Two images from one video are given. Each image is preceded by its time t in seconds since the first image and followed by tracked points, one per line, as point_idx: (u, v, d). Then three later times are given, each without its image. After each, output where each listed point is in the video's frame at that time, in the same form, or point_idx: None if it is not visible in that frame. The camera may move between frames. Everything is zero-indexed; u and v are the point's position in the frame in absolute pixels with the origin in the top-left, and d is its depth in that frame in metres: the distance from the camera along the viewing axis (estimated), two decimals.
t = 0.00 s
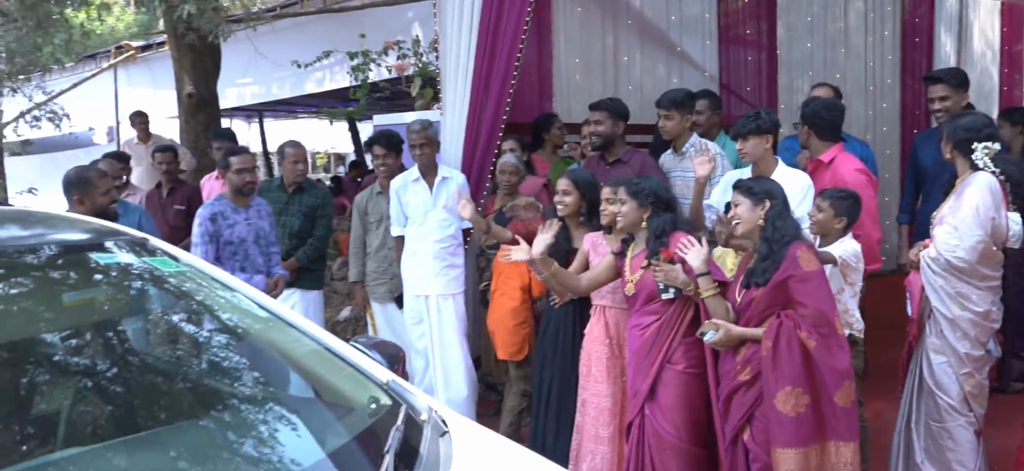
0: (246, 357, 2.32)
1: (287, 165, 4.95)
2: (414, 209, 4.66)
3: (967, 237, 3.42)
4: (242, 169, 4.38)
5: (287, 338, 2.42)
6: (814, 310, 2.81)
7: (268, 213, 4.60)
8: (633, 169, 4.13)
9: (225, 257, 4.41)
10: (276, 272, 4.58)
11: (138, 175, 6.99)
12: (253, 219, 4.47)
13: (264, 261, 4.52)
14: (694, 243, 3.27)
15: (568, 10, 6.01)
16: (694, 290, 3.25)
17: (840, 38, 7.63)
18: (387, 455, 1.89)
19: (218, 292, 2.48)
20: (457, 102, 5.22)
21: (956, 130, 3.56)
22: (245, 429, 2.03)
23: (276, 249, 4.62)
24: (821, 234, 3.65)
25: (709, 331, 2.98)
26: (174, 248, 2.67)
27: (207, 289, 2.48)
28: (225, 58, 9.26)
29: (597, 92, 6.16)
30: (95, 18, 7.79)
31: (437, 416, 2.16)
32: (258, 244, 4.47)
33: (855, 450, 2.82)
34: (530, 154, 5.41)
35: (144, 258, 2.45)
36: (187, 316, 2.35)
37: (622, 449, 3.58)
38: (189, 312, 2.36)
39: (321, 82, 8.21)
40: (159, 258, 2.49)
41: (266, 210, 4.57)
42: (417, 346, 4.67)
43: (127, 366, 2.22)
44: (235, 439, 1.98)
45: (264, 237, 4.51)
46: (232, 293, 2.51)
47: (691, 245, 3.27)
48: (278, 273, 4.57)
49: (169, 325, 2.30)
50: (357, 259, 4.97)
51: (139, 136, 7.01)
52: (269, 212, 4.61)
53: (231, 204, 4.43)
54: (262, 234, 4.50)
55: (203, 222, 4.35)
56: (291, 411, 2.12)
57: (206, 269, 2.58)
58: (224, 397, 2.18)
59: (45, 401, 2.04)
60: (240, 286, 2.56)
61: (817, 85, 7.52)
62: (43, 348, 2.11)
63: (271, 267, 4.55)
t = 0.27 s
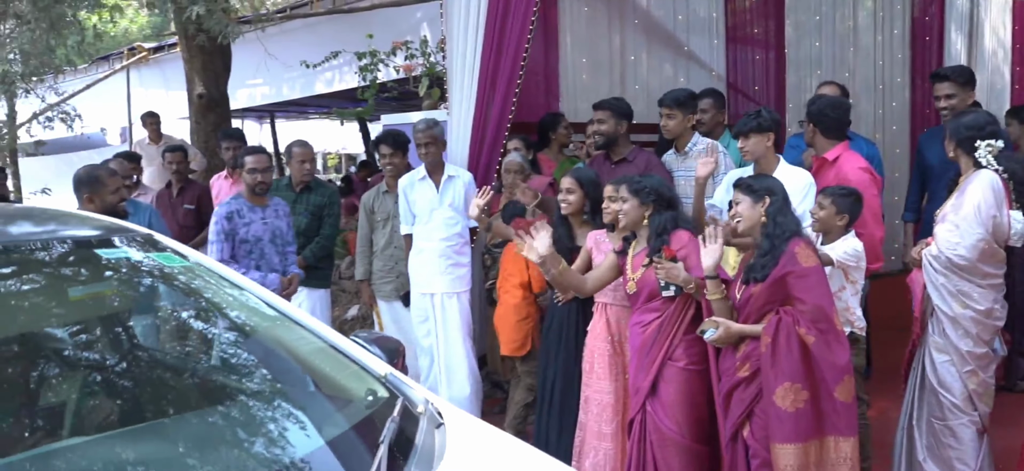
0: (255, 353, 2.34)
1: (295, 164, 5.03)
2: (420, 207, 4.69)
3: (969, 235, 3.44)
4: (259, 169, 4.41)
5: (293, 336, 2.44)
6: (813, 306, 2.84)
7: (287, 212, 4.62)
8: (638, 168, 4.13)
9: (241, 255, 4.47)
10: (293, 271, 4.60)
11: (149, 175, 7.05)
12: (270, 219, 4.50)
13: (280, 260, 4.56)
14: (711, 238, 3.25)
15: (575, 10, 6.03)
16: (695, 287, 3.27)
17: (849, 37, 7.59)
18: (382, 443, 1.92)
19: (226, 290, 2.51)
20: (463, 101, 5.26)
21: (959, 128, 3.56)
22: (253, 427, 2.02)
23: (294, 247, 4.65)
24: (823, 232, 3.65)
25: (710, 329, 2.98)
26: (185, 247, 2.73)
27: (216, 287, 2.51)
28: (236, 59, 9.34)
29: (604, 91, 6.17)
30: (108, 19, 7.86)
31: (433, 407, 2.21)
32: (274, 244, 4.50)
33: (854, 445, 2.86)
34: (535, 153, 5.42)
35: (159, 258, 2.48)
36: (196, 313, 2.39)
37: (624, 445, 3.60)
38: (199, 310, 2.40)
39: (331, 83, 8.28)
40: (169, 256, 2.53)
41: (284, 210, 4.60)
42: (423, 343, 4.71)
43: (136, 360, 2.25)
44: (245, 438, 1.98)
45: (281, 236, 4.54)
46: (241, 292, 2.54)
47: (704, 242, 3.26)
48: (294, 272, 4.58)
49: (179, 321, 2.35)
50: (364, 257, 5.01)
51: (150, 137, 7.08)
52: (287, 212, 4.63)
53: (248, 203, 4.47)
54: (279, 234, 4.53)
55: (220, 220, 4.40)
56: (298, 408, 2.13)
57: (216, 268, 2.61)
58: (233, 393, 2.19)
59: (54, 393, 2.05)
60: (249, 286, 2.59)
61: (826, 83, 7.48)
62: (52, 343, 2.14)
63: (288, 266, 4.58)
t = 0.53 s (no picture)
0: (259, 353, 2.33)
1: (297, 163, 5.11)
2: (422, 204, 4.72)
3: (962, 232, 3.47)
4: (269, 169, 4.44)
5: (295, 334, 2.45)
6: (804, 302, 2.87)
7: (300, 213, 4.65)
8: (636, 166, 4.14)
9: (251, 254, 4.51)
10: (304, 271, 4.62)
11: (155, 175, 7.11)
12: (281, 219, 4.53)
13: (293, 260, 4.59)
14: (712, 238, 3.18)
15: (576, 9, 6.05)
16: (690, 284, 3.29)
17: (853, 36, 7.62)
18: (369, 435, 1.97)
19: (229, 289, 2.54)
20: (466, 99, 5.30)
21: (955, 127, 3.57)
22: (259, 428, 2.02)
23: (308, 248, 4.68)
24: (820, 229, 3.68)
25: (703, 325, 3.06)
26: (189, 247, 2.76)
27: (219, 287, 2.54)
28: (242, 60, 9.41)
29: (605, 90, 6.19)
30: (115, 21, 7.94)
31: (422, 400, 2.25)
32: (286, 244, 4.54)
33: (846, 440, 2.87)
34: (536, 152, 5.43)
35: (156, 253, 2.53)
36: (198, 310, 2.41)
37: (620, 440, 3.64)
38: (203, 308, 2.41)
39: (336, 83, 8.33)
40: (173, 256, 2.56)
41: (297, 210, 4.63)
42: (423, 341, 4.75)
43: (138, 356, 2.26)
44: (251, 438, 1.96)
45: (293, 237, 4.57)
46: (244, 291, 2.58)
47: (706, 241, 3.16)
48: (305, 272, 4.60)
49: (182, 318, 2.37)
50: (365, 255, 5.06)
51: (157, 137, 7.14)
52: (301, 213, 4.66)
53: (260, 203, 4.51)
54: (291, 234, 4.56)
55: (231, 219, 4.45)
56: (297, 404, 2.15)
57: (219, 268, 2.63)
58: (234, 389, 2.19)
59: (55, 385, 2.08)
60: (252, 286, 2.62)
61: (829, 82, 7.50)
62: (54, 338, 2.15)
63: (300, 266, 4.61)
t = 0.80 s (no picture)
0: (256, 349, 2.38)
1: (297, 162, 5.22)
2: (421, 203, 4.76)
3: (950, 230, 3.52)
4: (276, 168, 4.50)
5: (292, 332, 2.48)
6: (793, 298, 2.90)
7: (312, 213, 4.67)
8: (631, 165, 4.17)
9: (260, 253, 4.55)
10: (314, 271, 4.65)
11: (157, 174, 7.16)
12: (290, 218, 4.55)
13: (303, 259, 4.62)
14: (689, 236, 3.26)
15: (575, 9, 6.07)
16: (683, 281, 3.31)
17: (853, 35, 7.62)
18: (353, 427, 2.01)
19: (228, 286, 2.58)
20: (465, 98, 5.33)
21: (946, 124, 3.63)
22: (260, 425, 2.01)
23: (321, 247, 4.70)
24: (814, 227, 3.72)
25: (692, 320, 3.09)
26: (189, 245, 2.79)
27: (219, 285, 2.57)
28: (244, 61, 9.47)
29: (604, 90, 6.21)
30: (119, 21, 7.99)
31: (410, 392, 2.29)
32: (294, 243, 4.56)
33: (833, 435, 2.89)
34: (533, 151, 5.42)
35: (154, 249, 2.55)
36: (198, 307, 2.44)
37: (612, 436, 3.68)
38: (202, 306, 2.45)
39: (337, 83, 8.38)
40: (174, 253, 2.58)
41: (308, 210, 4.65)
42: (422, 339, 4.81)
43: (138, 350, 2.28)
44: (253, 438, 1.94)
45: (302, 236, 4.59)
46: (244, 290, 2.60)
47: (684, 237, 3.29)
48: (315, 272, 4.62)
49: (182, 316, 2.40)
50: (363, 254, 5.09)
51: (159, 136, 7.18)
52: (313, 212, 4.68)
53: (269, 202, 4.56)
54: (300, 233, 4.59)
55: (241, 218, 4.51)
56: (291, 399, 2.16)
57: (218, 266, 2.66)
58: (232, 385, 2.21)
59: (53, 378, 2.08)
60: (251, 284, 2.65)
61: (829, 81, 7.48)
62: (52, 333, 2.17)
63: (310, 265, 4.63)
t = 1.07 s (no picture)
0: (254, 347, 2.39)
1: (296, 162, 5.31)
2: (418, 201, 4.80)
3: (939, 228, 3.55)
4: (284, 164, 4.57)
5: (287, 329, 2.50)
6: (781, 295, 2.94)
7: (321, 210, 4.71)
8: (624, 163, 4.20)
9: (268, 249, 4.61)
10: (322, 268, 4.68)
11: (158, 174, 7.21)
12: (297, 215, 4.60)
13: (311, 256, 4.65)
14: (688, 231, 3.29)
15: (572, 8, 6.11)
16: (675, 277, 3.32)
17: (852, 34, 7.45)
18: (335, 423, 2.04)
19: (226, 285, 2.60)
20: (461, 94, 5.34)
21: (936, 123, 3.83)
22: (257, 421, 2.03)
23: (331, 244, 4.74)
24: (807, 225, 3.76)
25: (682, 316, 3.10)
26: (188, 244, 2.81)
27: (217, 283, 2.59)
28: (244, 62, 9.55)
29: (601, 89, 6.23)
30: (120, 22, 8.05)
31: (397, 385, 2.34)
32: (302, 240, 4.60)
33: (820, 431, 2.95)
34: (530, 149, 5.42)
35: (153, 247, 2.58)
36: (196, 304, 2.48)
37: (603, 432, 3.72)
38: (199, 303, 2.48)
39: (337, 82, 8.42)
40: (173, 252, 2.62)
41: (316, 207, 4.69)
42: (419, 337, 4.85)
43: (136, 346, 2.30)
44: (251, 437, 1.96)
45: (309, 233, 4.63)
46: (242, 289, 2.62)
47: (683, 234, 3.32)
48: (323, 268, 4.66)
49: (180, 314, 2.43)
50: (360, 253, 5.12)
51: (160, 136, 7.22)
52: (322, 209, 4.72)
53: (277, 199, 4.61)
54: (307, 231, 4.62)
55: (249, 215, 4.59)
56: (284, 396, 2.17)
57: (216, 265, 2.68)
58: (228, 381, 2.21)
59: (49, 371, 2.11)
60: (249, 283, 2.67)
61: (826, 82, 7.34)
62: (50, 328, 2.20)
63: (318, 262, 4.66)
